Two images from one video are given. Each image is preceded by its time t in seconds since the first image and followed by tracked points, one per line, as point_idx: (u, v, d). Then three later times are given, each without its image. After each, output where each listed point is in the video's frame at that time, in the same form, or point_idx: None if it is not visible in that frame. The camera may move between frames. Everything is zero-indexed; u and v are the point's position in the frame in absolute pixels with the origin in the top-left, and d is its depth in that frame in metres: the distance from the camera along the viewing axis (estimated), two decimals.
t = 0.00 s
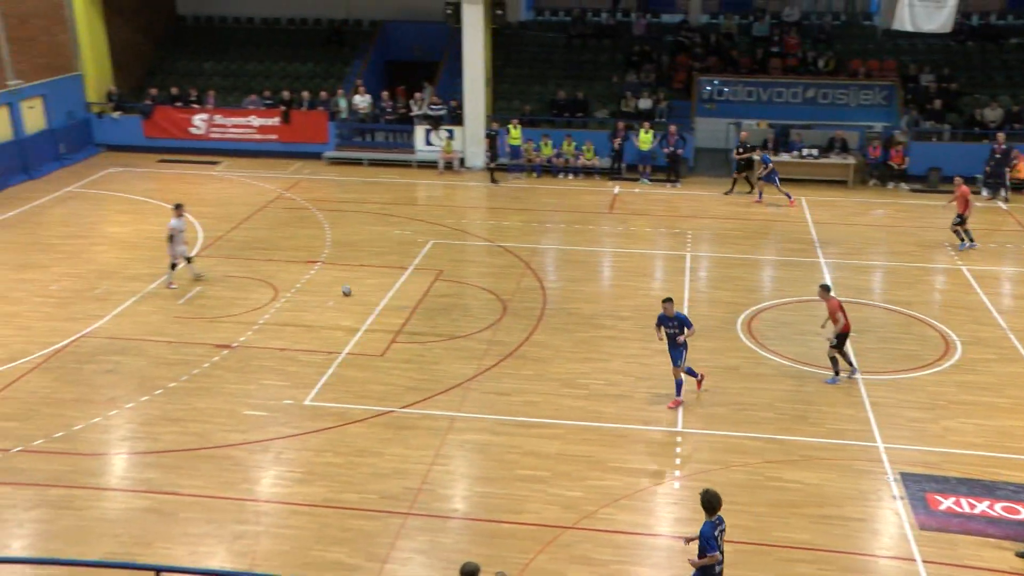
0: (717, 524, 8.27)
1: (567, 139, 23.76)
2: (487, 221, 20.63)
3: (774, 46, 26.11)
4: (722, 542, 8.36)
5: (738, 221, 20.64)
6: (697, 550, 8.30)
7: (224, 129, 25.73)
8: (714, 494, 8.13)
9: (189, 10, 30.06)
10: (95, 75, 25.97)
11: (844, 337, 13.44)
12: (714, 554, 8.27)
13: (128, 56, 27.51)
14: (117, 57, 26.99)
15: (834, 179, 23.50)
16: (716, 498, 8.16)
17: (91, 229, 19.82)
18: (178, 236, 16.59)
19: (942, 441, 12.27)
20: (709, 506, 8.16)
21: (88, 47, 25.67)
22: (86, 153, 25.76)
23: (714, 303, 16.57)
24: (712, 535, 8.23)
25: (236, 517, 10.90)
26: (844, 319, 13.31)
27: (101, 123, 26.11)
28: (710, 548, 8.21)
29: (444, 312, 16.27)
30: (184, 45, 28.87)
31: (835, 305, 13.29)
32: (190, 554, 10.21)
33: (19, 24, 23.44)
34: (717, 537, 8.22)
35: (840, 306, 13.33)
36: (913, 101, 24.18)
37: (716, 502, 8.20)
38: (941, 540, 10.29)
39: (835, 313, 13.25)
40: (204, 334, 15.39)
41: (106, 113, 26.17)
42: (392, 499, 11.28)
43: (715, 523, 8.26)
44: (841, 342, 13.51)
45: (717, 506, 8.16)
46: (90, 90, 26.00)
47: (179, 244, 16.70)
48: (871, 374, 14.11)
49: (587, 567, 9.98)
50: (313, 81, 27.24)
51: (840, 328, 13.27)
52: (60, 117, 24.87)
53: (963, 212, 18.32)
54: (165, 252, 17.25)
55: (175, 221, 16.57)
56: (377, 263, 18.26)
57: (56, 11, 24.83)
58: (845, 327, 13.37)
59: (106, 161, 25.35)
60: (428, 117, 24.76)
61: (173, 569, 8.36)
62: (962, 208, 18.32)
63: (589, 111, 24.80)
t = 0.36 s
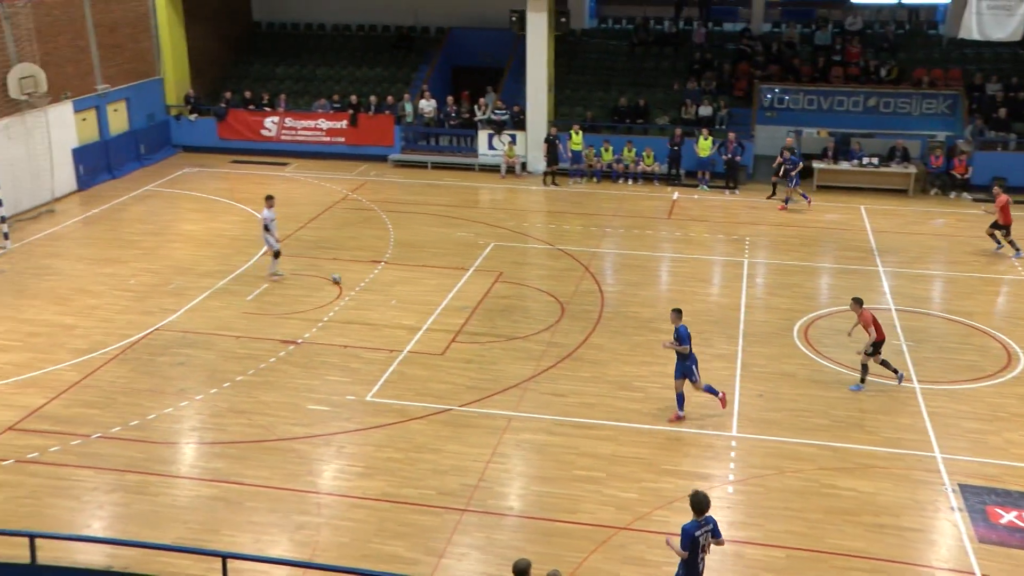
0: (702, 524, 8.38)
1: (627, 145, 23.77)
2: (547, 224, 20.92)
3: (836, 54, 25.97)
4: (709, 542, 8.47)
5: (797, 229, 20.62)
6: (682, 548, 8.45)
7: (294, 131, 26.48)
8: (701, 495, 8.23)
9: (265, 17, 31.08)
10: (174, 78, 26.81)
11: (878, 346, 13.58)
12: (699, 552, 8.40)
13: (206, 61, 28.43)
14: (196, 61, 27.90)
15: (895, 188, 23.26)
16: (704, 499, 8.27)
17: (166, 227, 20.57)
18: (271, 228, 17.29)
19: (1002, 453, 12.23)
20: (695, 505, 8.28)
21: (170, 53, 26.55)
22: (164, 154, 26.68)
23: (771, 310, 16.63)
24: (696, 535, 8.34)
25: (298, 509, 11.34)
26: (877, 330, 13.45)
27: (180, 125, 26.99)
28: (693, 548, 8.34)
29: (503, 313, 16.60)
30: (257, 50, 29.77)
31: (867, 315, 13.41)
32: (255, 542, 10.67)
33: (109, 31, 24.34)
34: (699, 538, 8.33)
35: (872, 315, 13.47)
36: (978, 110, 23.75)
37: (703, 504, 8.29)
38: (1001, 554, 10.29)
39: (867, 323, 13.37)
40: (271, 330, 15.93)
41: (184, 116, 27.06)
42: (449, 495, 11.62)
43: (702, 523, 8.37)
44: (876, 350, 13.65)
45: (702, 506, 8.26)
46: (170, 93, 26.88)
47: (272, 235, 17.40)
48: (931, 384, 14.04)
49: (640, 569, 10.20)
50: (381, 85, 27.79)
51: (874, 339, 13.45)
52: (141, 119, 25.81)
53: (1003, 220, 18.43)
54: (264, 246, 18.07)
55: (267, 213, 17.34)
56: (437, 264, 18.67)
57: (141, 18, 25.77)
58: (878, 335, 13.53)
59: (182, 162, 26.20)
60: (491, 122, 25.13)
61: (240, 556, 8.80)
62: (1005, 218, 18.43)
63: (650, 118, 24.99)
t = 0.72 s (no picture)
0: (668, 524, 8.54)
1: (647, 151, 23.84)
2: (565, 229, 20.90)
3: (858, 59, 25.82)
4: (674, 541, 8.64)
5: (817, 234, 20.50)
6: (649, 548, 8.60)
7: (314, 135, 26.55)
8: (665, 494, 8.39)
9: (287, 22, 31.20)
10: (196, 82, 27.00)
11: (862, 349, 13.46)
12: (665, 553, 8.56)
13: (227, 64, 28.60)
14: (217, 65, 28.08)
15: (918, 195, 23.11)
16: (668, 499, 8.42)
17: (187, 229, 20.72)
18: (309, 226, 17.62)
19: None
20: (659, 506, 8.43)
21: (193, 57, 26.77)
22: (186, 157, 26.86)
23: (790, 316, 16.54)
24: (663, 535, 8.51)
25: (316, 511, 11.38)
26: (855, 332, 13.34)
27: (201, 129, 27.18)
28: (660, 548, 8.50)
29: (521, 317, 16.60)
30: (278, 54, 29.94)
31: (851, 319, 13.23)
32: (272, 544, 10.72)
33: (133, 36, 24.56)
34: (666, 538, 8.49)
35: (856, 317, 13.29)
36: (1003, 116, 23.46)
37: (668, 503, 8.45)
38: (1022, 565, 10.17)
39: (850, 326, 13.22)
40: (290, 332, 16.00)
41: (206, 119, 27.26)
42: (465, 499, 11.63)
43: (666, 523, 8.52)
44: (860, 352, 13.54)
45: (666, 506, 8.42)
46: (192, 97, 27.08)
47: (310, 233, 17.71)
48: (952, 391, 13.90)
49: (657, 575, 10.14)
50: (401, 90, 27.90)
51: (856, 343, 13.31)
52: (163, 122, 26.02)
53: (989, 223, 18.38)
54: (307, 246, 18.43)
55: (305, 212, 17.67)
56: (456, 267, 18.69)
57: (165, 23, 25.99)
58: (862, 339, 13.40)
59: (203, 165, 26.41)
60: (510, 127, 25.17)
61: (256, 558, 8.86)
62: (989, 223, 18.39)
63: (670, 122, 24.92)
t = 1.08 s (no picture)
0: (632, 525, 8.54)
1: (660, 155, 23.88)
2: (578, 233, 20.90)
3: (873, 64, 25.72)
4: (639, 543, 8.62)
5: (830, 239, 20.42)
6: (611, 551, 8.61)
7: (328, 138, 26.61)
8: (627, 496, 8.44)
9: (300, 25, 31.30)
10: (210, 86, 27.12)
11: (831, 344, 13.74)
12: (626, 554, 8.55)
13: (241, 68, 28.72)
14: (231, 68, 28.20)
15: (932, 200, 23.01)
16: (631, 499, 8.47)
17: (201, 232, 20.81)
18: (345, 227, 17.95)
19: None
20: (623, 505, 8.48)
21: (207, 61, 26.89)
22: (200, 160, 26.97)
23: (804, 321, 16.48)
24: (625, 536, 8.51)
25: (328, 514, 11.40)
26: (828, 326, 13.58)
27: (215, 132, 27.28)
28: (621, 548, 8.51)
29: (534, 321, 16.60)
30: (291, 57, 30.02)
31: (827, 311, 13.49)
32: (284, 547, 10.74)
33: (148, 40, 24.70)
34: (629, 539, 8.48)
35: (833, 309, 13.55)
36: (1018, 121, 23.52)
37: (631, 504, 8.49)
38: None
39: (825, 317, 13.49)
40: (303, 335, 16.04)
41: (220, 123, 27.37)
42: (477, 503, 11.63)
43: (631, 525, 8.54)
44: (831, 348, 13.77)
45: (629, 507, 8.46)
46: (206, 101, 27.22)
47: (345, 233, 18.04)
48: (967, 398, 13.83)
49: None
50: (414, 93, 27.96)
51: (825, 336, 13.56)
52: (177, 126, 26.14)
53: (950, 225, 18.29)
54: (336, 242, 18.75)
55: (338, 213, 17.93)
56: (469, 271, 18.71)
57: (180, 27, 26.13)
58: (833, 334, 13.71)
59: (217, 168, 26.52)
60: (523, 130, 25.17)
61: (268, 560, 8.89)
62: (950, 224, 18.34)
63: (683, 127, 24.85)
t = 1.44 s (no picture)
0: (594, 527, 8.76)
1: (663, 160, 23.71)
2: (581, 239, 20.89)
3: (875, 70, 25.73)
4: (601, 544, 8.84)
5: (833, 245, 20.42)
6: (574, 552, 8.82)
7: (330, 144, 26.75)
8: (591, 499, 8.65)
9: (303, 31, 31.38)
10: (213, 92, 27.12)
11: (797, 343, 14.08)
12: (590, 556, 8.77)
13: (245, 74, 28.76)
14: (235, 74, 28.23)
15: (935, 206, 22.98)
16: (595, 502, 8.69)
17: (205, 238, 20.84)
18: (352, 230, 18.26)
19: None
20: (587, 508, 8.70)
21: (210, 67, 26.95)
22: (203, 166, 27.01)
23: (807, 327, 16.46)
24: (588, 538, 8.72)
25: (330, 520, 11.39)
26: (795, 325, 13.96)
27: (217, 138, 27.30)
28: (585, 550, 8.71)
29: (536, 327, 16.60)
30: (294, 63, 30.07)
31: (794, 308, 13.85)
32: (286, 553, 10.73)
33: (152, 46, 24.76)
34: (590, 541, 8.71)
35: (802, 309, 13.86)
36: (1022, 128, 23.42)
37: (594, 506, 8.72)
38: None
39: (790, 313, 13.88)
40: (305, 341, 16.04)
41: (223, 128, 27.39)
42: (479, 509, 11.62)
43: (593, 526, 8.76)
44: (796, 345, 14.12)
45: (593, 509, 8.68)
46: (210, 107, 27.22)
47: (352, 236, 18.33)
48: (970, 405, 13.80)
49: None
50: (417, 99, 28.00)
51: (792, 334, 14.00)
52: (181, 131, 26.17)
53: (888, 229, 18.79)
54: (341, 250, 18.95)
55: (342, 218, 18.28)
56: (472, 277, 18.72)
57: (184, 33, 26.20)
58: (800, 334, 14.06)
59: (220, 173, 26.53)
60: (526, 136, 25.21)
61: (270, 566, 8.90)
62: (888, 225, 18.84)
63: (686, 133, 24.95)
